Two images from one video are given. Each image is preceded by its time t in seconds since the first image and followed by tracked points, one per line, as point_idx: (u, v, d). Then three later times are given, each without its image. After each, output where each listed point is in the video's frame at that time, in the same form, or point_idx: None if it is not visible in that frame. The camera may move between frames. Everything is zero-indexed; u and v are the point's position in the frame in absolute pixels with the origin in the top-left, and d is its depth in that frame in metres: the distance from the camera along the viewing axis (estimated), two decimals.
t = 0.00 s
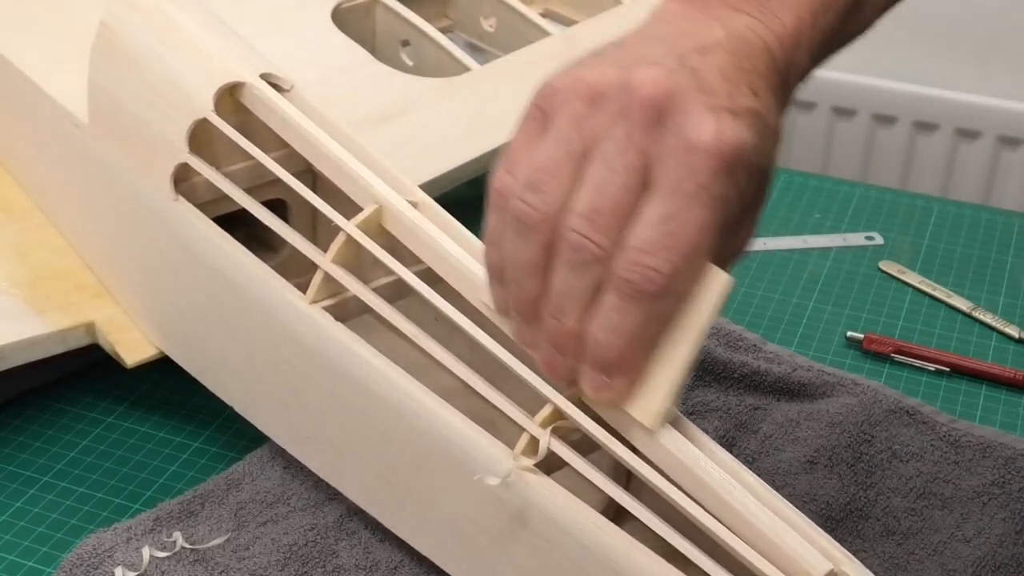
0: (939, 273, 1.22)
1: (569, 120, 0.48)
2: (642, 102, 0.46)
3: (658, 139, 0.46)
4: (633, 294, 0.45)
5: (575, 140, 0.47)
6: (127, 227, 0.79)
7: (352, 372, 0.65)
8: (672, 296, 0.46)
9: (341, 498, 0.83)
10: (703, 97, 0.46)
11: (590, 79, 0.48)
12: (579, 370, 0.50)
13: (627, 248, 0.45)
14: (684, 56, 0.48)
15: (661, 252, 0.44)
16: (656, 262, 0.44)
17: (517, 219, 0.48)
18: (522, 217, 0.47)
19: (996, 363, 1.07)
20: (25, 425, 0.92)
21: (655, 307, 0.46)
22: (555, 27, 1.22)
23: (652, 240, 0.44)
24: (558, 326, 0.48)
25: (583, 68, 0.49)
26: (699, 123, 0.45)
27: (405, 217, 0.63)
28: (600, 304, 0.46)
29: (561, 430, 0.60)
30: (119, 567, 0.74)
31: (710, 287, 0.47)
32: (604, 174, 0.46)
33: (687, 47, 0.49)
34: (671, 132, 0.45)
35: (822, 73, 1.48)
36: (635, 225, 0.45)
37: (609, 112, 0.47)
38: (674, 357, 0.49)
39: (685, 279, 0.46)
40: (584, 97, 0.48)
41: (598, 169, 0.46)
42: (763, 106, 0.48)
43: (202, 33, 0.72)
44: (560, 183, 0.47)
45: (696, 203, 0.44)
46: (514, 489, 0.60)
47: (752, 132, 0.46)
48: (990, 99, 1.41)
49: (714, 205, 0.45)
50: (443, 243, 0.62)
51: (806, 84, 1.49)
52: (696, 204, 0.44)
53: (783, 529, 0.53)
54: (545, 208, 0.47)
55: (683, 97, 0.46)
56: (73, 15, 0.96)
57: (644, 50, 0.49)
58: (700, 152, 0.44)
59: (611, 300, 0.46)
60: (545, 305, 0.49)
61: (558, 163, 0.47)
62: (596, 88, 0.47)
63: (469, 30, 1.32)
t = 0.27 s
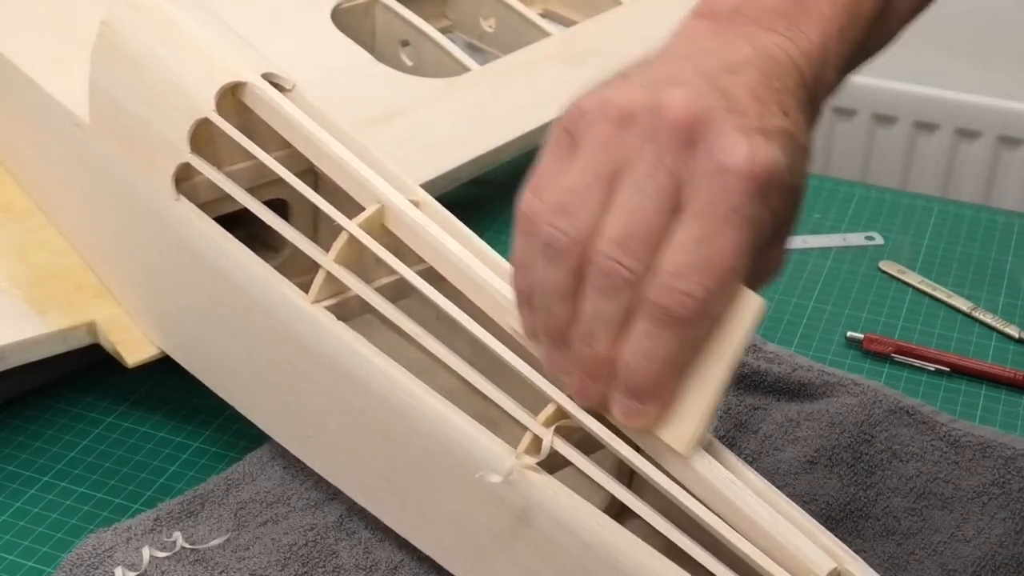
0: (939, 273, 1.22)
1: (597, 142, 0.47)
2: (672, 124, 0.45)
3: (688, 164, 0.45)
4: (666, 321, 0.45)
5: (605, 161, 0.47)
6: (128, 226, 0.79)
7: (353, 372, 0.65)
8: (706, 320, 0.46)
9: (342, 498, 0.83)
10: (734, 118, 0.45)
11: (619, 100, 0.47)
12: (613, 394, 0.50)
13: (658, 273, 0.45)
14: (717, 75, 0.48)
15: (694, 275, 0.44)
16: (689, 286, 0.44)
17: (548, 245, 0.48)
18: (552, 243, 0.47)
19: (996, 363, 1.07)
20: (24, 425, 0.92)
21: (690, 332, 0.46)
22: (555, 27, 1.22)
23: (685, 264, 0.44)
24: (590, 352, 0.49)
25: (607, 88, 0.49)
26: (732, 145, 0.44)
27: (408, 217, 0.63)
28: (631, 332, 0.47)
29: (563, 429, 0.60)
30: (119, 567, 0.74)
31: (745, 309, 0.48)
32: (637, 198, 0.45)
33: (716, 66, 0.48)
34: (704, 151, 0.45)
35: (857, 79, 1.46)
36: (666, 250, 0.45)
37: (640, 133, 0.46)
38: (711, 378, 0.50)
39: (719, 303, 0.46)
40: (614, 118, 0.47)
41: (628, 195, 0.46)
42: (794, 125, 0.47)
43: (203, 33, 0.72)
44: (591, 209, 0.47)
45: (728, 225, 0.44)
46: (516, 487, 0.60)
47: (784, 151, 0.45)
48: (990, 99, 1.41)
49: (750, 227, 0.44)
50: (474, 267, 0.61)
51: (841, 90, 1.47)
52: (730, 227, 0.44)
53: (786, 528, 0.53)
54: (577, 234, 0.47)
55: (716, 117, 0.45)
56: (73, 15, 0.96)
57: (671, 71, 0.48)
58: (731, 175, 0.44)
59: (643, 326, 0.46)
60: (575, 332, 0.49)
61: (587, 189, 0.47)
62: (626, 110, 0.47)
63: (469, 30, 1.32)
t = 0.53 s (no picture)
0: (938, 273, 1.22)
1: (618, 161, 0.45)
2: (694, 141, 0.43)
3: (710, 180, 0.43)
4: (690, 337, 0.43)
5: (624, 179, 0.45)
6: (129, 225, 0.79)
7: (355, 369, 0.66)
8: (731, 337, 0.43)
9: (342, 497, 0.83)
10: (758, 131, 0.43)
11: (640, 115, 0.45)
12: (636, 413, 0.48)
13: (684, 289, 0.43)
14: (735, 85, 0.46)
15: (722, 291, 0.42)
16: (716, 303, 0.42)
17: (569, 264, 0.46)
18: (573, 262, 0.45)
19: (997, 363, 1.07)
20: (24, 425, 0.92)
21: (716, 348, 0.43)
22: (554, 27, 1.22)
23: (710, 279, 0.42)
24: (615, 371, 0.47)
25: (624, 102, 0.47)
26: (754, 160, 0.42)
27: (408, 214, 0.63)
28: (656, 350, 0.45)
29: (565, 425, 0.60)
30: (119, 567, 0.74)
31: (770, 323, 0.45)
32: (658, 216, 0.43)
33: (735, 75, 0.47)
34: (727, 167, 0.43)
35: (879, 82, 1.45)
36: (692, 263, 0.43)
37: (661, 148, 0.44)
38: (738, 395, 0.47)
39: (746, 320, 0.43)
40: (633, 134, 0.45)
41: (650, 211, 0.44)
42: (817, 135, 0.45)
43: (204, 32, 0.73)
44: (614, 227, 0.44)
45: (752, 243, 0.42)
46: (518, 485, 0.60)
47: (809, 164, 0.43)
48: (989, 99, 1.42)
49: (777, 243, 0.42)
50: (504, 290, 0.60)
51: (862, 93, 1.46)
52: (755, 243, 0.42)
53: (789, 525, 0.53)
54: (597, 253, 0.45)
55: (738, 131, 0.43)
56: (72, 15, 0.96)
57: (690, 82, 0.47)
58: (754, 188, 0.41)
59: (667, 344, 0.44)
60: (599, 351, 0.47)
61: (609, 207, 0.45)
62: (646, 127, 0.45)
63: (469, 30, 1.32)
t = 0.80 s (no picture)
0: (938, 273, 1.22)
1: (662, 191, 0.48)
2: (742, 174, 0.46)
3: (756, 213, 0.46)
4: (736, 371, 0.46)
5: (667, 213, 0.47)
6: (129, 226, 0.79)
7: (355, 369, 0.65)
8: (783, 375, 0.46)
9: (343, 497, 0.83)
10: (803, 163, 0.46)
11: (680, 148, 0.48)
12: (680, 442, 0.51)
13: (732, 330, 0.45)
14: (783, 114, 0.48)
15: (776, 331, 0.37)
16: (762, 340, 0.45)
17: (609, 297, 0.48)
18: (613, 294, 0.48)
19: (997, 363, 1.07)
20: (24, 425, 0.92)
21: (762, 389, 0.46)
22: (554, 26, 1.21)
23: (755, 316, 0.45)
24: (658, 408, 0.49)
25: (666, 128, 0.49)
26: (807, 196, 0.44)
27: (408, 214, 0.63)
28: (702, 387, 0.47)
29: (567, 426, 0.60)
30: (119, 567, 0.74)
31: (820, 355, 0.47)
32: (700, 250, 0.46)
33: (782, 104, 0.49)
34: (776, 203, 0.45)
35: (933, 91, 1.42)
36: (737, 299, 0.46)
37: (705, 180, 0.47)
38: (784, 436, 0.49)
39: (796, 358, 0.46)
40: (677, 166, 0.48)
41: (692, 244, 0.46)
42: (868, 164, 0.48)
43: (204, 32, 0.73)
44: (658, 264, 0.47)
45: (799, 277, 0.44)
46: (520, 485, 0.60)
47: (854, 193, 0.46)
48: (989, 98, 1.42)
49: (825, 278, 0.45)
50: (556, 333, 0.59)
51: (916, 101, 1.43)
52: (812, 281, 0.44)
53: (789, 526, 0.53)
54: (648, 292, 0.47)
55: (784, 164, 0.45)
56: (71, 14, 0.96)
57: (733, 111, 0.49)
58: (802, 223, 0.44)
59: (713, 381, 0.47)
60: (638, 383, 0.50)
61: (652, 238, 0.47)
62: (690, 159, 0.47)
63: (469, 29, 1.32)
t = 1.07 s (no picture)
0: (938, 273, 1.22)
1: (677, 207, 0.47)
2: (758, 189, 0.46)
3: (774, 230, 0.45)
4: (755, 395, 0.45)
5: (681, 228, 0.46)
6: (128, 226, 0.79)
7: (352, 370, 0.65)
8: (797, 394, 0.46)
9: (343, 497, 0.83)
10: (823, 180, 0.46)
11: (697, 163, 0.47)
12: (697, 467, 0.50)
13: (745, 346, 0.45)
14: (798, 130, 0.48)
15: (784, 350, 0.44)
16: (777, 360, 0.44)
17: (621, 310, 0.47)
18: (625, 309, 0.47)
19: (997, 363, 1.07)
20: (25, 425, 0.92)
21: (776, 407, 0.46)
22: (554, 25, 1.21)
23: (773, 336, 0.44)
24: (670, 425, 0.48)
25: (681, 145, 0.49)
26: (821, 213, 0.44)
27: (403, 214, 0.63)
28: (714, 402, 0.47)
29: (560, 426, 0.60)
30: (119, 567, 0.75)
31: (840, 382, 0.48)
32: (716, 264, 0.45)
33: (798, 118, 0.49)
34: (790, 219, 0.45)
35: (954, 95, 1.41)
36: (755, 319, 0.45)
37: (722, 196, 0.46)
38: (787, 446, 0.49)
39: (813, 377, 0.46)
40: (693, 180, 0.47)
41: (706, 260, 0.46)
42: (883, 180, 0.48)
43: (200, 32, 0.73)
44: (669, 277, 0.46)
45: (819, 296, 0.44)
46: (515, 485, 0.60)
47: (876, 213, 0.46)
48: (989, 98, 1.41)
49: (842, 295, 0.44)
50: (575, 351, 0.59)
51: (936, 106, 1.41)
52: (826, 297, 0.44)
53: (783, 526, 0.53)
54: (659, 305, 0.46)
55: (804, 182, 0.45)
56: (71, 14, 0.96)
57: (750, 126, 0.49)
58: (821, 241, 0.44)
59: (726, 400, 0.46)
60: (652, 401, 0.48)
61: (666, 252, 0.46)
62: (705, 171, 0.47)
63: (469, 28, 1.32)
